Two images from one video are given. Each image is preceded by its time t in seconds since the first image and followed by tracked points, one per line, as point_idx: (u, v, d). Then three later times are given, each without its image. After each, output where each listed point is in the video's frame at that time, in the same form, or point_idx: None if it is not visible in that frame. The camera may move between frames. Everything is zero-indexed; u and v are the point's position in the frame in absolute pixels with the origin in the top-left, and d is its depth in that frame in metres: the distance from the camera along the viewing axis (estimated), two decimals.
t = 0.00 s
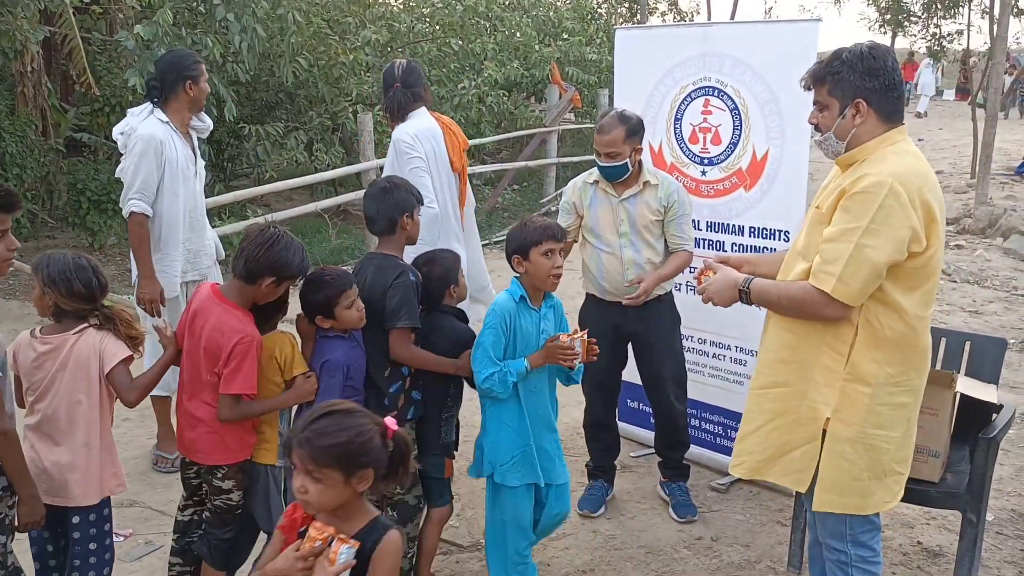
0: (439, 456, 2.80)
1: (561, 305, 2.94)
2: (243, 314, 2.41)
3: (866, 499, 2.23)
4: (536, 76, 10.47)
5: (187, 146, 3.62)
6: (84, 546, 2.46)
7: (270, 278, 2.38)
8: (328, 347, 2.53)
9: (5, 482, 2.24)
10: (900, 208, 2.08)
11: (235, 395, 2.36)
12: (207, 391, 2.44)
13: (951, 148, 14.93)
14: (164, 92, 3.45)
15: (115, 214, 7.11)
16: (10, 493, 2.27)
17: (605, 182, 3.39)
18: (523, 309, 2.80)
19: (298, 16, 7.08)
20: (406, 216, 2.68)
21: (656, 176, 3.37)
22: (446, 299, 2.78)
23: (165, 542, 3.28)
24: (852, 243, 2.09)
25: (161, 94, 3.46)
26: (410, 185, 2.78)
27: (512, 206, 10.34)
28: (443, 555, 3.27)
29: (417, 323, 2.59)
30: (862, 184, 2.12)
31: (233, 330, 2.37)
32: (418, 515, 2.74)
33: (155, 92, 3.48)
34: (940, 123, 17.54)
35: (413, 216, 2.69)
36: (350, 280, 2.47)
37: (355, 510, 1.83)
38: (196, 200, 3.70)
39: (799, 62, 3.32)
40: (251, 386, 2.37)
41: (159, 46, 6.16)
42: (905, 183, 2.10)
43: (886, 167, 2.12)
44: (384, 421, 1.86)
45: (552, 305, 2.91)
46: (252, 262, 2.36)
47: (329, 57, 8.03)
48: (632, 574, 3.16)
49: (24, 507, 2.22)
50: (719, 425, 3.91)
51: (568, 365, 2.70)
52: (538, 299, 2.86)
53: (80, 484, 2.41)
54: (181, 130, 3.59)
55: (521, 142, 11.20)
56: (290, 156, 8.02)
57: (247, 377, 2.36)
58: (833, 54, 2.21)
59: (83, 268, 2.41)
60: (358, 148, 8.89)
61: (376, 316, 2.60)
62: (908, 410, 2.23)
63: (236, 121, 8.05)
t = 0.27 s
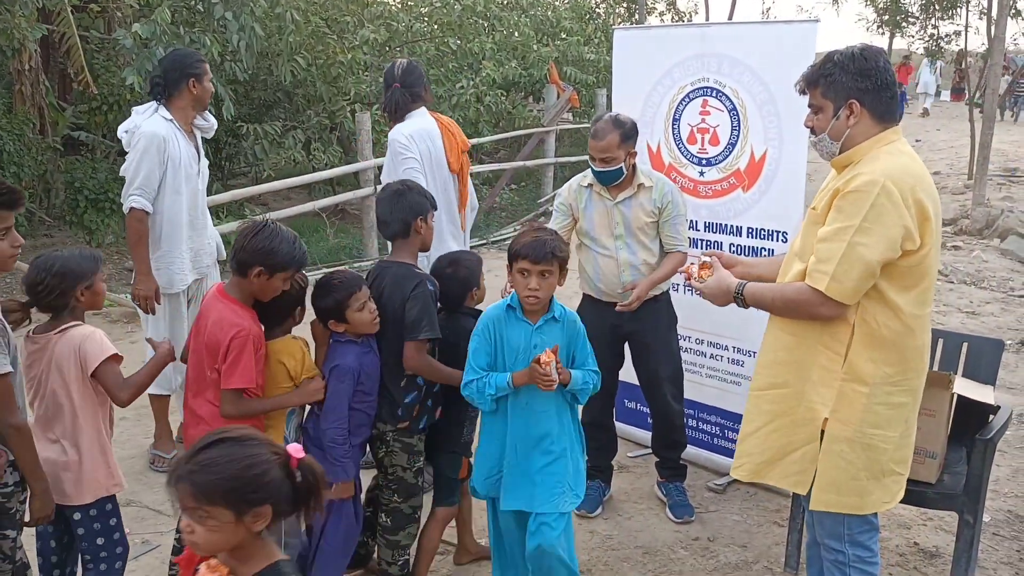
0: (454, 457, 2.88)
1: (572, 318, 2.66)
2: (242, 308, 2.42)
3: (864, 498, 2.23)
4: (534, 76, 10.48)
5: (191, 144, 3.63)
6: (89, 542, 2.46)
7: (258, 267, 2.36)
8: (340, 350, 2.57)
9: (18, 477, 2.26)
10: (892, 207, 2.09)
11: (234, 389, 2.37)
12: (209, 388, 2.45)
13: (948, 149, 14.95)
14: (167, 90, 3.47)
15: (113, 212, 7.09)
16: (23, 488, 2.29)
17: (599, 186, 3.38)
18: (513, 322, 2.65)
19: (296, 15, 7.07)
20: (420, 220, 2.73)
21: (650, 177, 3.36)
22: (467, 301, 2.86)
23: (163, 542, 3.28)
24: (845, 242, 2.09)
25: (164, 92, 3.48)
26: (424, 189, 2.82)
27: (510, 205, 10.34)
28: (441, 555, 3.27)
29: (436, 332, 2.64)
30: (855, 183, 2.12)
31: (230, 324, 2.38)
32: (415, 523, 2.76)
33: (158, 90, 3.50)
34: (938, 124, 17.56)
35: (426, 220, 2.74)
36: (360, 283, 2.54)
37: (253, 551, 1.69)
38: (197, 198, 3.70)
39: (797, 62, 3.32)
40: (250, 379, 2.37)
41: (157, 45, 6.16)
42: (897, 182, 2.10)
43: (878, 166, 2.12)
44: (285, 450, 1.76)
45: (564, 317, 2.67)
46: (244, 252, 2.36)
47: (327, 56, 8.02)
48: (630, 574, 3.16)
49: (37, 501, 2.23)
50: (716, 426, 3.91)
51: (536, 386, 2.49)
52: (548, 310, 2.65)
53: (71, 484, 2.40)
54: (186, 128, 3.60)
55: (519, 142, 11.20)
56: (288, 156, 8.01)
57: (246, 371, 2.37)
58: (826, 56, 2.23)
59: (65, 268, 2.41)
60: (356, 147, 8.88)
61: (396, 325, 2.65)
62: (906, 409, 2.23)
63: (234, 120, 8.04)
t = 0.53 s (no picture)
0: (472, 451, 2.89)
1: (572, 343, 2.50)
2: (252, 309, 2.46)
3: (864, 496, 2.24)
4: (533, 75, 10.49)
5: (195, 143, 3.63)
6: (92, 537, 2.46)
7: (258, 262, 2.40)
8: (347, 351, 2.58)
9: (24, 476, 2.24)
10: (889, 205, 2.09)
11: (245, 388, 2.39)
12: (222, 389, 2.48)
13: (946, 150, 14.97)
14: (172, 88, 3.48)
15: (112, 211, 7.09)
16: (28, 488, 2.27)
17: (599, 186, 3.38)
18: (512, 341, 2.51)
19: (296, 14, 7.07)
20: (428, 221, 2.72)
21: (648, 177, 3.36)
22: (473, 291, 2.84)
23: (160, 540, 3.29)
24: (843, 241, 2.10)
25: (169, 90, 3.49)
26: (434, 187, 2.82)
27: (510, 205, 10.35)
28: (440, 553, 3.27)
29: (437, 332, 2.58)
30: (851, 182, 2.13)
31: (240, 324, 2.41)
32: (417, 523, 2.73)
33: (163, 87, 3.51)
34: (937, 125, 17.58)
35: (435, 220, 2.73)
36: (369, 286, 2.54)
37: None
38: (202, 195, 3.71)
39: (797, 63, 3.32)
40: (261, 379, 2.40)
41: (157, 44, 6.16)
42: (894, 180, 2.10)
43: (874, 165, 2.12)
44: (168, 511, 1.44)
45: (567, 341, 2.52)
46: (248, 249, 2.40)
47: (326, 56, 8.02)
48: (628, 573, 3.16)
49: (42, 501, 2.21)
50: (714, 426, 3.91)
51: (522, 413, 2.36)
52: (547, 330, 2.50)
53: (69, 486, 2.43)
54: (190, 127, 3.61)
55: (519, 142, 11.21)
56: (287, 155, 8.01)
57: (256, 370, 2.39)
58: (820, 58, 2.24)
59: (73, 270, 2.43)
60: (354, 146, 8.89)
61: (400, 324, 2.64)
62: (907, 406, 2.23)
63: (234, 119, 8.05)
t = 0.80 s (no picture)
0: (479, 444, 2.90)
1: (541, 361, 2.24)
2: (268, 310, 2.51)
3: (866, 494, 2.24)
4: (532, 76, 10.52)
5: (197, 142, 3.64)
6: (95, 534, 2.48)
7: (266, 264, 2.47)
8: (356, 345, 2.61)
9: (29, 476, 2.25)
10: (885, 205, 2.10)
11: (267, 387, 2.43)
12: (242, 389, 2.52)
13: (944, 151, 14.99)
14: (172, 88, 3.52)
15: (110, 211, 7.10)
16: (31, 488, 2.27)
17: (599, 184, 3.40)
18: (473, 350, 2.31)
19: (295, 14, 7.07)
20: (421, 225, 2.75)
21: (649, 176, 3.38)
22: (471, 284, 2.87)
23: (158, 539, 3.29)
24: (841, 242, 2.11)
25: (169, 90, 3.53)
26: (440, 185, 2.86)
27: (508, 205, 10.36)
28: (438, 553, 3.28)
29: (430, 326, 2.66)
30: (847, 184, 2.13)
31: (261, 326, 2.46)
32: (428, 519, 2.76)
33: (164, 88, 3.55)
34: (935, 126, 17.59)
35: (429, 223, 2.75)
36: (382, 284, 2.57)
37: None
38: (205, 193, 3.72)
39: (796, 64, 3.32)
40: (283, 377, 2.45)
41: (155, 43, 6.17)
42: (889, 180, 2.11)
43: (868, 166, 2.13)
44: None
45: (533, 358, 2.25)
46: (253, 253, 2.46)
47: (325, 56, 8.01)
48: (625, 573, 3.16)
49: (45, 502, 2.24)
50: (712, 426, 3.92)
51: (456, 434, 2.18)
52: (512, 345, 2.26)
53: (83, 487, 2.44)
54: (191, 126, 3.62)
55: (517, 142, 11.21)
56: (286, 155, 8.01)
57: (279, 368, 2.44)
58: (812, 61, 2.24)
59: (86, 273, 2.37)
60: (353, 147, 8.88)
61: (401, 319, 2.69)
62: (907, 404, 2.24)
63: (232, 119, 8.05)
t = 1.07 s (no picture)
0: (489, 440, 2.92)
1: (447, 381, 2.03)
2: (276, 304, 2.50)
3: (876, 492, 2.24)
4: (532, 76, 10.53)
5: (195, 141, 3.65)
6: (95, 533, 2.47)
7: (275, 259, 2.48)
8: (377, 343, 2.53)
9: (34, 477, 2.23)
10: (882, 205, 2.10)
11: (272, 379, 2.42)
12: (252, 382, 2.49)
13: (944, 152, 15.01)
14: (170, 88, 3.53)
15: (109, 210, 7.10)
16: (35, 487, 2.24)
17: (605, 183, 3.40)
18: (376, 371, 2.14)
19: (294, 14, 7.07)
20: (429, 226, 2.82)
21: (655, 175, 3.39)
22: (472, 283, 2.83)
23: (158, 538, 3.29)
24: (841, 244, 2.11)
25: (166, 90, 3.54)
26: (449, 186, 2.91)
27: (508, 205, 10.37)
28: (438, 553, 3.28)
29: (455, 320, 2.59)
30: (843, 187, 2.14)
31: (262, 319, 2.45)
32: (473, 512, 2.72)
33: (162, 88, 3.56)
34: (935, 127, 17.60)
35: (438, 225, 2.81)
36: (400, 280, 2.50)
37: None
38: (204, 192, 3.72)
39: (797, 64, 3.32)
40: (286, 369, 2.42)
41: (155, 43, 6.17)
42: (884, 181, 2.11)
43: (862, 167, 2.14)
44: None
45: (431, 377, 2.03)
46: (261, 246, 2.49)
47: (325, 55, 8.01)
48: (625, 573, 3.16)
49: (49, 501, 2.22)
50: (712, 426, 3.91)
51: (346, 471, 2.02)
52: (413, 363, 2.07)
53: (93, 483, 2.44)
54: (190, 125, 3.63)
55: (517, 142, 11.22)
56: (285, 154, 8.02)
57: (280, 361, 2.41)
58: (797, 67, 2.25)
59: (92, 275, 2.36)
60: (353, 146, 8.89)
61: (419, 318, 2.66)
62: (914, 400, 2.25)
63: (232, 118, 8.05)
